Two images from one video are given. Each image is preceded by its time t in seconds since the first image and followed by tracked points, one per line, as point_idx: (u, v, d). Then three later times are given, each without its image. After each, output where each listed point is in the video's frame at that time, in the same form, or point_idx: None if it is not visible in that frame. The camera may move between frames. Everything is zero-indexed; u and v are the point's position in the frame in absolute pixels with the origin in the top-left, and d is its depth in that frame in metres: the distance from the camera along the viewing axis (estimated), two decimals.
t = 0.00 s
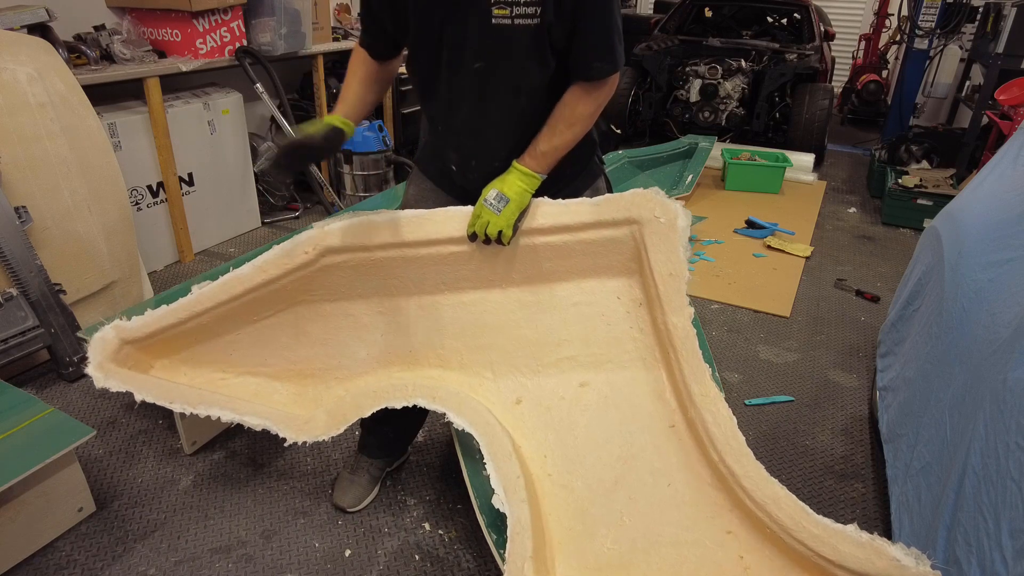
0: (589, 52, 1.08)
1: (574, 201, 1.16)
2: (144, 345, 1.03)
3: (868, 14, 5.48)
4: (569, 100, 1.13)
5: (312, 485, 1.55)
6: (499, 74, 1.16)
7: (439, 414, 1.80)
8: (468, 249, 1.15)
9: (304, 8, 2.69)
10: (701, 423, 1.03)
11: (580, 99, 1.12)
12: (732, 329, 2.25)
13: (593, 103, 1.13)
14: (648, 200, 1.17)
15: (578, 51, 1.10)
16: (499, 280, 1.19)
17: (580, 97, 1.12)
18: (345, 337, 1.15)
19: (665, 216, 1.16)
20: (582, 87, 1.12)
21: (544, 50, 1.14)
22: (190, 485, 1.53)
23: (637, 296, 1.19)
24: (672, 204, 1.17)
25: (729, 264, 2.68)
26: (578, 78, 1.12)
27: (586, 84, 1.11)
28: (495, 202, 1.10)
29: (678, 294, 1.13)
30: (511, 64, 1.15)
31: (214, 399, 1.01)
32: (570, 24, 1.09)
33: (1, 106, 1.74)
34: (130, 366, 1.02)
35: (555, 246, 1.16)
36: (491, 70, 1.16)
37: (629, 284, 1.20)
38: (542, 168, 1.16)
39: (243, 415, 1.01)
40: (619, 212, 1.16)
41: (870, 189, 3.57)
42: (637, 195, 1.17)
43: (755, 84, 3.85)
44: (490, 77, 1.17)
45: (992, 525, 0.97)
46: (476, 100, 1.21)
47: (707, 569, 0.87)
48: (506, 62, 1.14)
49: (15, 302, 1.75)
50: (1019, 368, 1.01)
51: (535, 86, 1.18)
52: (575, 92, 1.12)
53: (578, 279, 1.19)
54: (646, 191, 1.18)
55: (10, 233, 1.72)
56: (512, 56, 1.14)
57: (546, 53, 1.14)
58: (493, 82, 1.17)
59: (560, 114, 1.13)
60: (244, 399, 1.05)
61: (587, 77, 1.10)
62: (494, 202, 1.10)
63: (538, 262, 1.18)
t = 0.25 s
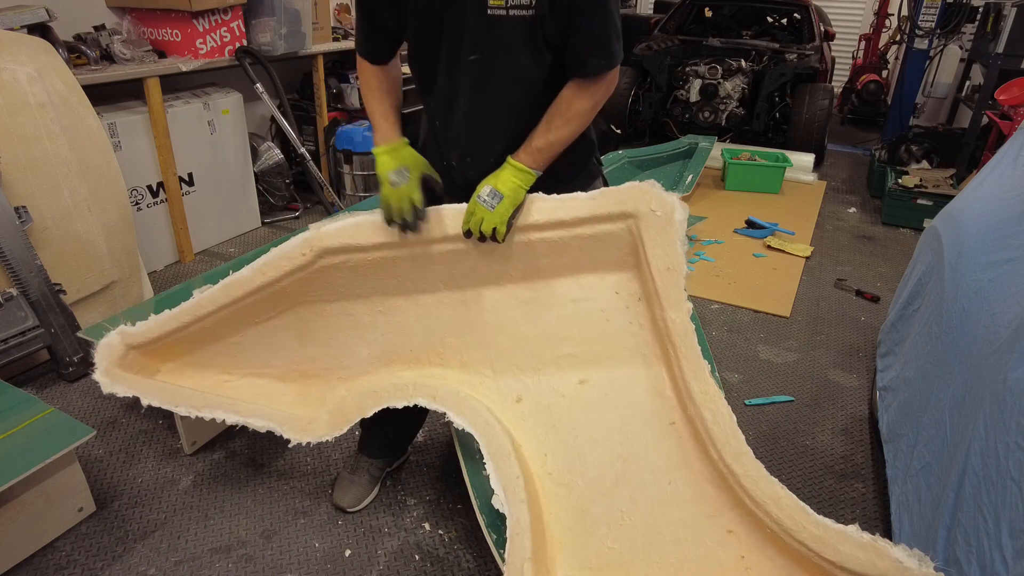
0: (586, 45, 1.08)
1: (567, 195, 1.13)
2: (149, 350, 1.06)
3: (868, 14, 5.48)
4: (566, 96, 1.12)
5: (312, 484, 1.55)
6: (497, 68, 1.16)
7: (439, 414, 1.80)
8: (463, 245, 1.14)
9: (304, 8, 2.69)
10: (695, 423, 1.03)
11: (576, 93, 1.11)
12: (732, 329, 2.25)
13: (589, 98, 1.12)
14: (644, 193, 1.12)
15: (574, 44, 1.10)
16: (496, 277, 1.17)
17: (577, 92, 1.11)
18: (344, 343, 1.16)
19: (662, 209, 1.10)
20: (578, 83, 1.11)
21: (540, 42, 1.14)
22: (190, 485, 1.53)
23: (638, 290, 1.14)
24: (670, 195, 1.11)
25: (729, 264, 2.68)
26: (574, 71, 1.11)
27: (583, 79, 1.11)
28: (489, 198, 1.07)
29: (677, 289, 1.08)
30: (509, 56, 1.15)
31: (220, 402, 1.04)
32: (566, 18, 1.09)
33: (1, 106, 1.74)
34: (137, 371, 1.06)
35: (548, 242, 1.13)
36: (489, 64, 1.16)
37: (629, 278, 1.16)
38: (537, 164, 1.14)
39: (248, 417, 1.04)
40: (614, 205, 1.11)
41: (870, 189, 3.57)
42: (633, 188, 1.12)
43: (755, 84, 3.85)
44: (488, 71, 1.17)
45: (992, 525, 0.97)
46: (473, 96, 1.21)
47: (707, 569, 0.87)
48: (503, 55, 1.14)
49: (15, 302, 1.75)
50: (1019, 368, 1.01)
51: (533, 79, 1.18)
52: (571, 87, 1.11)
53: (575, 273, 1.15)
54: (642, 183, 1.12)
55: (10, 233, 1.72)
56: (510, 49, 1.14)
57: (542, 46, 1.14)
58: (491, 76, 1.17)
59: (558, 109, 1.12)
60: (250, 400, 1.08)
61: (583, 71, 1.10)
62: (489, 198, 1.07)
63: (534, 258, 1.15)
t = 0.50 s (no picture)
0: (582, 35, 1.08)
1: (559, 184, 1.09)
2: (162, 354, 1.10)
3: (868, 14, 5.48)
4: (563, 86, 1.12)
5: (313, 485, 1.55)
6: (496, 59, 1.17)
7: (439, 414, 1.80)
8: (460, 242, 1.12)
9: (304, 8, 2.69)
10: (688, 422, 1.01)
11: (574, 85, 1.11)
12: (732, 329, 2.25)
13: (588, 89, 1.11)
14: (638, 179, 1.07)
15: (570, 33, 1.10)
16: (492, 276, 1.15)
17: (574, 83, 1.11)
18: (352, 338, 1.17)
19: (657, 196, 1.06)
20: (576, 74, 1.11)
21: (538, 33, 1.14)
22: (190, 485, 1.53)
23: (637, 282, 1.10)
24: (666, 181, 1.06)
25: (729, 264, 2.68)
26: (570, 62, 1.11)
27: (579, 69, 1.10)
28: (476, 191, 1.05)
29: (676, 280, 1.04)
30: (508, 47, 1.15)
31: (233, 404, 1.09)
32: (563, 9, 1.09)
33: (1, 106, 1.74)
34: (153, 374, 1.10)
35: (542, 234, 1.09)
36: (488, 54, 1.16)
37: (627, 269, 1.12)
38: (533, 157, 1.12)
39: (263, 418, 1.10)
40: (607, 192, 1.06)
41: (870, 189, 3.57)
42: (626, 173, 1.07)
43: (755, 84, 3.85)
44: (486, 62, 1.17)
45: (992, 525, 0.97)
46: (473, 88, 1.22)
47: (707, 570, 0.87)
48: (501, 47, 1.15)
49: (15, 302, 1.75)
50: (1019, 368, 1.01)
51: (533, 70, 1.18)
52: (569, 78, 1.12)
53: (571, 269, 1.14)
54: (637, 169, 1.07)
55: (10, 233, 1.72)
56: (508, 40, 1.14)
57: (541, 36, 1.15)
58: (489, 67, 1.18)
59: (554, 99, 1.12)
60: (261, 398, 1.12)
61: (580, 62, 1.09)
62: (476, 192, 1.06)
63: (529, 251, 1.12)
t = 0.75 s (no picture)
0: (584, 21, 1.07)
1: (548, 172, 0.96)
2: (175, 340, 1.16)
3: (868, 14, 5.48)
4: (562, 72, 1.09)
5: (312, 484, 1.55)
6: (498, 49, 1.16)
7: (439, 414, 1.80)
8: (454, 233, 1.04)
9: (304, 8, 2.69)
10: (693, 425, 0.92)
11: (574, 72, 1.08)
12: (732, 329, 2.25)
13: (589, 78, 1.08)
14: (634, 165, 0.91)
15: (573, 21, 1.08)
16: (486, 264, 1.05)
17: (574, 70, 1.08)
18: (354, 330, 1.16)
19: (655, 183, 0.90)
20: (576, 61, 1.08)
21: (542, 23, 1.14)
22: (190, 485, 1.53)
23: (637, 269, 0.96)
24: (666, 166, 0.90)
25: (729, 264, 2.68)
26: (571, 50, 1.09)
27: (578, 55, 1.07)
28: (462, 177, 0.98)
29: (674, 273, 0.90)
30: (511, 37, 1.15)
31: (243, 390, 1.15)
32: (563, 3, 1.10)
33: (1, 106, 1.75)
34: (169, 358, 1.17)
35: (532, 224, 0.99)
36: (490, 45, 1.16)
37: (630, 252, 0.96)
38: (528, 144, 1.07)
39: (272, 404, 1.15)
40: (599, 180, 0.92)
41: (870, 189, 3.57)
42: (620, 159, 0.91)
43: (755, 84, 3.85)
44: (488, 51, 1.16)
45: (992, 525, 0.97)
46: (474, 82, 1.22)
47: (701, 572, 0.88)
48: (501, 43, 1.15)
49: (14, 302, 1.75)
50: (1019, 368, 1.01)
51: (536, 61, 1.17)
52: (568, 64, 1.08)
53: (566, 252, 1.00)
54: (634, 152, 0.91)
55: (9, 233, 1.72)
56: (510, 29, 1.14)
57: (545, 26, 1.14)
58: (491, 57, 1.17)
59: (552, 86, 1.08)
60: (271, 381, 1.17)
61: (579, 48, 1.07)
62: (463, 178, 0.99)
63: (526, 240, 1.01)
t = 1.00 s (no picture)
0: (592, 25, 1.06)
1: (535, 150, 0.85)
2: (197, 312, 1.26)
3: (868, 14, 5.48)
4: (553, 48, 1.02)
5: (312, 485, 1.55)
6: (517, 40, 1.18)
7: (439, 414, 1.80)
8: (444, 219, 0.98)
9: (304, 8, 2.69)
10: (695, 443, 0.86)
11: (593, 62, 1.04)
12: (732, 329, 2.25)
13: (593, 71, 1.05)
14: (628, 151, 0.79)
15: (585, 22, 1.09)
16: (483, 247, 0.98)
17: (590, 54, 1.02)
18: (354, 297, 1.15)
19: (650, 169, 0.78)
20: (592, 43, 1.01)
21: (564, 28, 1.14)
22: (190, 484, 1.53)
23: (636, 259, 0.87)
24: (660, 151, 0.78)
25: (729, 264, 2.68)
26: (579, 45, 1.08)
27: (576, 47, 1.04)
28: (442, 152, 0.89)
29: (671, 271, 0.81)
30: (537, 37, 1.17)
31: (256, 361, 1.23)
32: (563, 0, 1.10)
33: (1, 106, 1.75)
34: (189, 329, 1.30)
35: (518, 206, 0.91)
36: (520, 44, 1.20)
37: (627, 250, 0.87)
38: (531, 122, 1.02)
39: (282, 376, 1.21)
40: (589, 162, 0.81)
41: (870, 189, 3.57)
42: (610, 146, 0.80)
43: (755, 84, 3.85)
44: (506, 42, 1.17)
45: (993, 525, 0.97)
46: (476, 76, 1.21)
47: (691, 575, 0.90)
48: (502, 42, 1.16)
49: (14, 302, 1.75)
50: (1019, 368, 1.01)
51: (540, 54, 1.15)
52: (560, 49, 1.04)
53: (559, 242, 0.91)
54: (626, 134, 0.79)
55: (9, 233, 1.72)
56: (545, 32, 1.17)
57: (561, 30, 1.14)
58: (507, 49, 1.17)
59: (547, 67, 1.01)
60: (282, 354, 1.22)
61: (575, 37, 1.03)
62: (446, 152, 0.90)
63: (521, 227, 0.93)
